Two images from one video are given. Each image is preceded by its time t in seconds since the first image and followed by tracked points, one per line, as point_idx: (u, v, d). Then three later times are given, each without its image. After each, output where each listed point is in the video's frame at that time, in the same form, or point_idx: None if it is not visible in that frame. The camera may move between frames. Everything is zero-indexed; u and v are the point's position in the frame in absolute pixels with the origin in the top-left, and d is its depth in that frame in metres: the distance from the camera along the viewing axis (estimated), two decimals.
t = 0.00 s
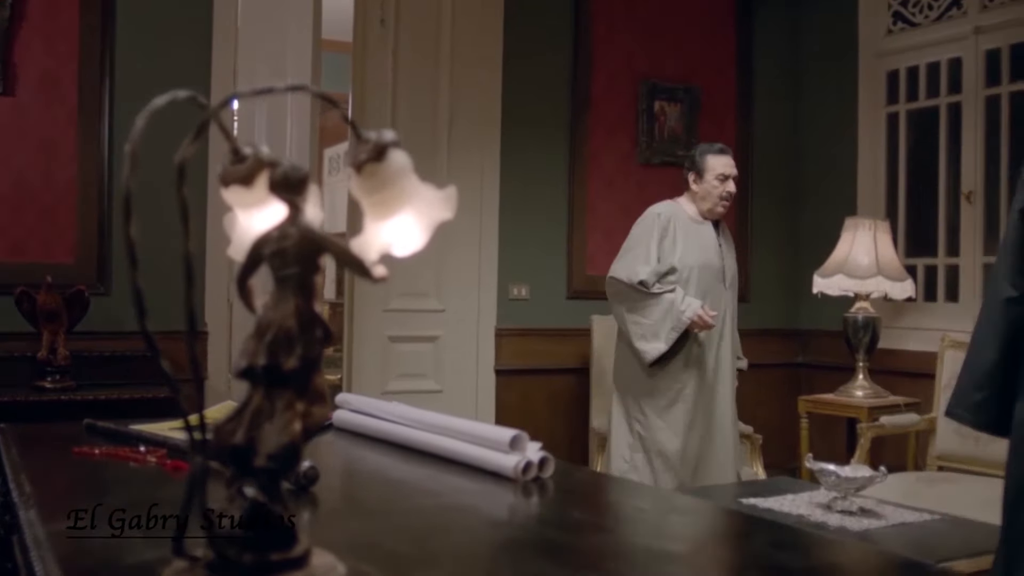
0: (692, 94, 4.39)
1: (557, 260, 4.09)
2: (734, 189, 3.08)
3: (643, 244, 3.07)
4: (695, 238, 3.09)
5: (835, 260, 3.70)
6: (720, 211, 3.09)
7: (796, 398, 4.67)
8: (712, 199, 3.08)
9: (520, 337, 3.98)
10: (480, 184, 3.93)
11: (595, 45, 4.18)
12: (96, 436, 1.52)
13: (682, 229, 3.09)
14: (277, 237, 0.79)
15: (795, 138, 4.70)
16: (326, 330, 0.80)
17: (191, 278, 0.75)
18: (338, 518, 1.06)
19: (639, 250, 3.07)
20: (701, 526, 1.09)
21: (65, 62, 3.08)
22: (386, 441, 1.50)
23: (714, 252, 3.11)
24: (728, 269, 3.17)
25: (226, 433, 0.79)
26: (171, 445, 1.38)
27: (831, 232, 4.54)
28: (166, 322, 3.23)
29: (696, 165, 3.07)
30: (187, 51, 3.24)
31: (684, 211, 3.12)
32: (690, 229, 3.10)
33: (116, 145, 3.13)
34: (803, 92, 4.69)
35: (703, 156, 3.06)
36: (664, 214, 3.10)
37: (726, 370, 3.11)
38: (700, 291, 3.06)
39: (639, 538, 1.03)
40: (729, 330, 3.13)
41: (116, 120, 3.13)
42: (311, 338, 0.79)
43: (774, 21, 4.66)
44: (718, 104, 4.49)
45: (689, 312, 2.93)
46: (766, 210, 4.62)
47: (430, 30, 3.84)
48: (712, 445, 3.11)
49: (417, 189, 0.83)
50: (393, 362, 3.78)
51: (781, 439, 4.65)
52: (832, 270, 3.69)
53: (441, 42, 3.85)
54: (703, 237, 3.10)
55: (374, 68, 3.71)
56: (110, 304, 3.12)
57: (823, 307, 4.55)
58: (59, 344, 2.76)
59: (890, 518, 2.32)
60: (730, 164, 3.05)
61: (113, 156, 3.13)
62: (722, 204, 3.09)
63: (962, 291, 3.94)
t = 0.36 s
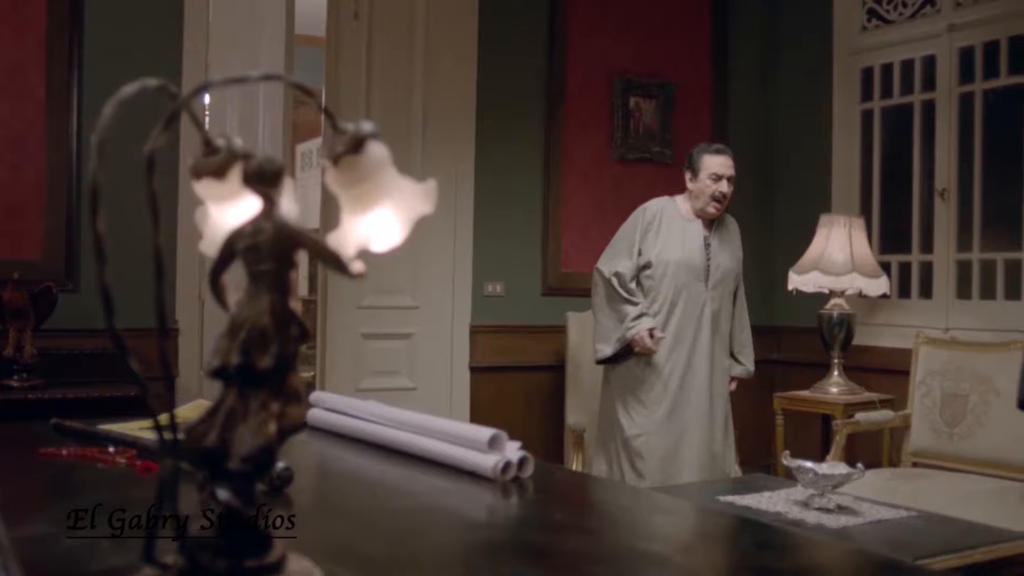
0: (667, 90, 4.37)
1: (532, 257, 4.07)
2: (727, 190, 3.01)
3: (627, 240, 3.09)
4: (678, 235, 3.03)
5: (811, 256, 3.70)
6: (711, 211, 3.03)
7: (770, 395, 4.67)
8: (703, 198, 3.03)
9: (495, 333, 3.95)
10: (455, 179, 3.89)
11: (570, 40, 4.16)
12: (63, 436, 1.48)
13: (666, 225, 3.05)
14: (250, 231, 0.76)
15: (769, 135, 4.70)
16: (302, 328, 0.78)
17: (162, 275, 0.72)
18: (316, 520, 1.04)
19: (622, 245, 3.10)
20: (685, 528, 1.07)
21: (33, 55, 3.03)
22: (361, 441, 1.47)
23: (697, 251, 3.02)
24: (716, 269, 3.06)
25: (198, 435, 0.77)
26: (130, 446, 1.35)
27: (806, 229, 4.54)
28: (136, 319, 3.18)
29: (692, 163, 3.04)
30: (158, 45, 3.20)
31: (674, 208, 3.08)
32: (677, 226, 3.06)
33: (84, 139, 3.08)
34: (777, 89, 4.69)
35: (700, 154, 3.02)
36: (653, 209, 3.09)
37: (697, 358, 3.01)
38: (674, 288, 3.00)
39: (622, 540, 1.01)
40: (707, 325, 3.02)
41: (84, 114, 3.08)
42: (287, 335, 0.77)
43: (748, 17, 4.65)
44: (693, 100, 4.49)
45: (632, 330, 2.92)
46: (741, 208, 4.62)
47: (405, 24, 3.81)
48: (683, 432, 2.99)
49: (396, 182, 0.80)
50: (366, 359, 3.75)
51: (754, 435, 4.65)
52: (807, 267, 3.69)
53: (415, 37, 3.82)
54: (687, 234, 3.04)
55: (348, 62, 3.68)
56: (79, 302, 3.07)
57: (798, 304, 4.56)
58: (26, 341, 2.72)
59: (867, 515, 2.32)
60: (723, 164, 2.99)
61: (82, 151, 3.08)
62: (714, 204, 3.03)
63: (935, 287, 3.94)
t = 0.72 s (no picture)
0: (643, 86, 4.36)
1: (508, 254, 4.04)
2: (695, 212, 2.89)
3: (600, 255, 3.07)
4: (650, 257, 2.97)
5: (786, 254, 3.70)
6: (680, 231, 2.93)
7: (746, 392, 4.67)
8: (673, 218, 2.92)
9: (470, 331, 3.92)
10: (429, 176, 3.86)
11: (545, 35, 4.13)
12: (30, 437, 1.44)
13: (639, 245, 3.00)
14: (225, 227, 0.73)
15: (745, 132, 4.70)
16: (278, 326, 0.75)
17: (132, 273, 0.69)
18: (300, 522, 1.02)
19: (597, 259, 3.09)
20: (670, 530, 1.05)
21: None
22: (337, 442, 1.44)
23: (667, 274, 2.96)
24: (689, 289, 2.99)
25: (171, 439, 0.74)
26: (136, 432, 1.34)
27: (781, 226, 4.54)
28: (105, 317, 3.13)
29: (662, 181, 2.91)
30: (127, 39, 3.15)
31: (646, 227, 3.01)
32: (648, 244, 3.01)
33: (51, 135, 3.03)
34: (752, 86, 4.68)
35: (669, 173, 2.89)
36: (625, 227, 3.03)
37: (664, 372, 2.98)
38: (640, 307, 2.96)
39: (605, 543, 0.99)
40: (677, 344, 2.97)
41: (51, 109, 3.03)
42: (262, 334, 0.74)
43: (724, 13, 4.64)
44: (667, 96, 4.47)
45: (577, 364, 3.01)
46: (716, 206, 4.61)
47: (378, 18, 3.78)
48: (645, 441, 2.98)
49: (375, 175, 0.77)
50: (340, 357, 3.72)
51: (730, 433, 4.66)
52: (783, 264, 3.69)
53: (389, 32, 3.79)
54: (658, 256, 2.98)
55: (321, 57, 3.64)
56: (46, 299, 3.02)
57: (772, 301, 4.56)
58: None
59: (845, 513, 2.31)
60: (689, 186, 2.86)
61: (50, 146, 3.03)
62: (683, 224, 2.93)
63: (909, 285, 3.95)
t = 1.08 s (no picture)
0: (622, 84, 4.35)
1: (486, 251, 4.01)
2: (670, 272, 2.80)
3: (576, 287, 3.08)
4: (620, 305, 2.96)
5: (766, 252, 3.69)
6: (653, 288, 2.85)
7: (724, 391, 4.66)
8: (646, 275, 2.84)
9: (448, 329, 3.90)
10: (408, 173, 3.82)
11: (524, 32, 4.11)
12: None
13: (611, 293, 2.98)
14: (203, 222, 0.70)
15: (723, 130, 4.69)
16: (258, 327, 0.72)
17: (105, 269, 0.66)
18: (302, 522, 1.01)
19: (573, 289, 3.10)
20: (658, 533, 1.02)
21: None
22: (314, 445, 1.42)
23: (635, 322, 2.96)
24: (659, 335, 2.99)
25: (145, 444, 0.71)
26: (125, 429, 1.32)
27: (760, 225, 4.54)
28: (77, 315, 3.08)
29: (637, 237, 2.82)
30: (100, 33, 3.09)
31: (620, 273, 2.98)
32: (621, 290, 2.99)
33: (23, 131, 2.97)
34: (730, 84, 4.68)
35: (644, 230, 2.80)
36: (600, 270, 3.01)
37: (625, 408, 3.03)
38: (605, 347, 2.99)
39: (593, 547, 0.96)
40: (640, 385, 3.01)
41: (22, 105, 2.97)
42: (242, 334, 0.71)
43: (703, 10, 4.63)
44: (646, 93, 4.45)
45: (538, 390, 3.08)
46: (695, 204, 4.60)
47: (357, 15, 3.73)
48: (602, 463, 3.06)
49: (359, 170, 0.75)
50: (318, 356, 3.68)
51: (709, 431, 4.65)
52: (763, 262, 3.68)
53: (367, 27, 3.75)
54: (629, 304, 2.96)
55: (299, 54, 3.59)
56: (17, 298, 2.97)
57: (751, 299, 4.55)
58: None
59: (827, 512, 2.30)
60: (663, 248, 2.77)
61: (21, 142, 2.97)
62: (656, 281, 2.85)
63: (888, 283, 3.96)
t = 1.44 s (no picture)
0: (600, 80, 4.32)
1: (464, 248, 3.98)
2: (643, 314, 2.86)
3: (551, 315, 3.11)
4: (596, 341, 3.00)
5: (745, 249, 3.68)
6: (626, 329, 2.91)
7: (702, 388, 4.65)
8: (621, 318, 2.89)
9: (426, 327, 3.87)
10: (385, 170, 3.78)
11: (502, 27, 4.08)
12: None
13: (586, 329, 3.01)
14: (181, 216, 0.68)
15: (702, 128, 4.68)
16: (239, 325, 0.69)
17: (78, 265, 0.63)
18: (302, 522, 1.00)
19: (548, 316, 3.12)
20: (648, 536, 1.00)
21: None
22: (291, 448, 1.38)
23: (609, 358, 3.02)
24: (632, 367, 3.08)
25: (120, 449, 0.67)
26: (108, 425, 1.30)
27: (738, 222, 4.52)
28: (47, 313, 3.02)
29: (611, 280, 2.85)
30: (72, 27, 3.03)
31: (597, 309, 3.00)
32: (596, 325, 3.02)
33: None
34: (709, 81, 4.67)
35: (619, 275, 2.83)
36: (578, 303, 3.02)
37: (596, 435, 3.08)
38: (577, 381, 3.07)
39: (582, 549, 0.93)
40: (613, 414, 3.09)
41: None
42: (223, 332, 0.68)
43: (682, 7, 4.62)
44: (625, 90, 4.44)
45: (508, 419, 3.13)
46: (673, 199, 4.58)
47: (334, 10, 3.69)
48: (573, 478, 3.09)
49: (345, 161, 0.72)
50: (295, 354, 3.63)
51: (687, 428, 4.64)
52: (742, 259, 3.67)
53: (344, 21, 3.71)
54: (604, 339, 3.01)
55: (274, 49, 3.55)
56: None
57: (729, 296, 4.55)
58: None
59: (809, 511, 2.28)
60: (635, 296, 2.81)
61: None
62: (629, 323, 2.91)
63: (867, 280, 3.96)
